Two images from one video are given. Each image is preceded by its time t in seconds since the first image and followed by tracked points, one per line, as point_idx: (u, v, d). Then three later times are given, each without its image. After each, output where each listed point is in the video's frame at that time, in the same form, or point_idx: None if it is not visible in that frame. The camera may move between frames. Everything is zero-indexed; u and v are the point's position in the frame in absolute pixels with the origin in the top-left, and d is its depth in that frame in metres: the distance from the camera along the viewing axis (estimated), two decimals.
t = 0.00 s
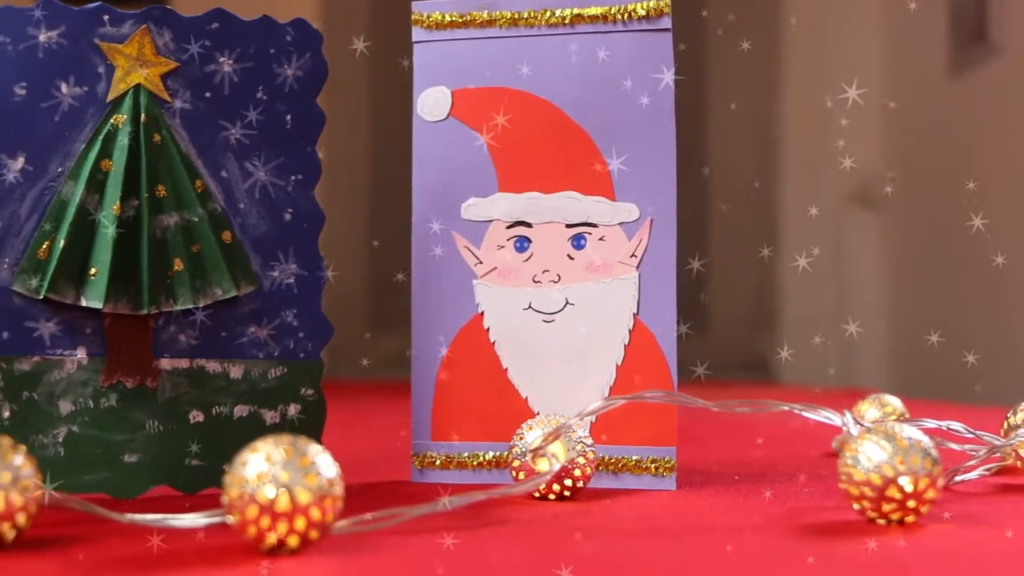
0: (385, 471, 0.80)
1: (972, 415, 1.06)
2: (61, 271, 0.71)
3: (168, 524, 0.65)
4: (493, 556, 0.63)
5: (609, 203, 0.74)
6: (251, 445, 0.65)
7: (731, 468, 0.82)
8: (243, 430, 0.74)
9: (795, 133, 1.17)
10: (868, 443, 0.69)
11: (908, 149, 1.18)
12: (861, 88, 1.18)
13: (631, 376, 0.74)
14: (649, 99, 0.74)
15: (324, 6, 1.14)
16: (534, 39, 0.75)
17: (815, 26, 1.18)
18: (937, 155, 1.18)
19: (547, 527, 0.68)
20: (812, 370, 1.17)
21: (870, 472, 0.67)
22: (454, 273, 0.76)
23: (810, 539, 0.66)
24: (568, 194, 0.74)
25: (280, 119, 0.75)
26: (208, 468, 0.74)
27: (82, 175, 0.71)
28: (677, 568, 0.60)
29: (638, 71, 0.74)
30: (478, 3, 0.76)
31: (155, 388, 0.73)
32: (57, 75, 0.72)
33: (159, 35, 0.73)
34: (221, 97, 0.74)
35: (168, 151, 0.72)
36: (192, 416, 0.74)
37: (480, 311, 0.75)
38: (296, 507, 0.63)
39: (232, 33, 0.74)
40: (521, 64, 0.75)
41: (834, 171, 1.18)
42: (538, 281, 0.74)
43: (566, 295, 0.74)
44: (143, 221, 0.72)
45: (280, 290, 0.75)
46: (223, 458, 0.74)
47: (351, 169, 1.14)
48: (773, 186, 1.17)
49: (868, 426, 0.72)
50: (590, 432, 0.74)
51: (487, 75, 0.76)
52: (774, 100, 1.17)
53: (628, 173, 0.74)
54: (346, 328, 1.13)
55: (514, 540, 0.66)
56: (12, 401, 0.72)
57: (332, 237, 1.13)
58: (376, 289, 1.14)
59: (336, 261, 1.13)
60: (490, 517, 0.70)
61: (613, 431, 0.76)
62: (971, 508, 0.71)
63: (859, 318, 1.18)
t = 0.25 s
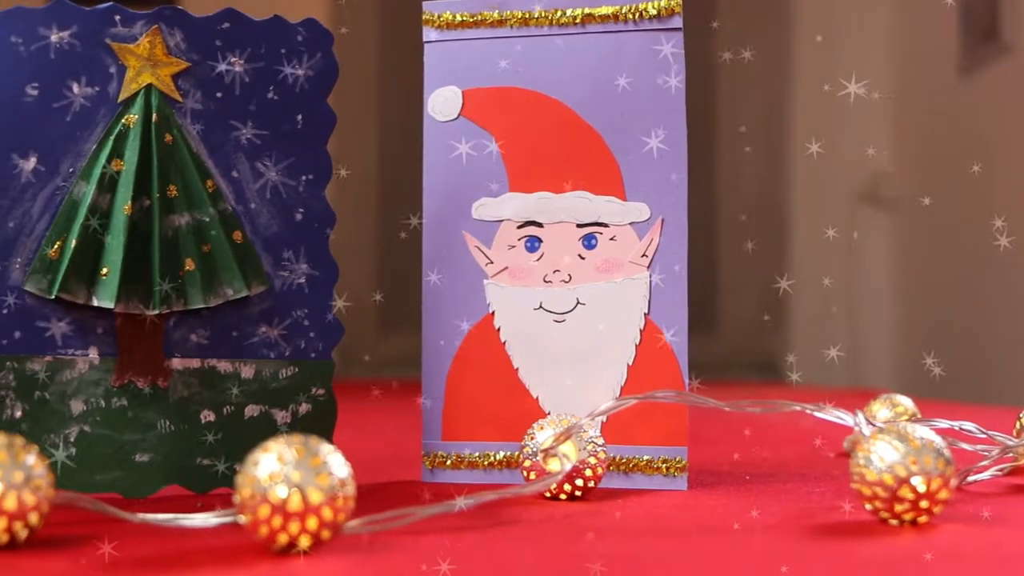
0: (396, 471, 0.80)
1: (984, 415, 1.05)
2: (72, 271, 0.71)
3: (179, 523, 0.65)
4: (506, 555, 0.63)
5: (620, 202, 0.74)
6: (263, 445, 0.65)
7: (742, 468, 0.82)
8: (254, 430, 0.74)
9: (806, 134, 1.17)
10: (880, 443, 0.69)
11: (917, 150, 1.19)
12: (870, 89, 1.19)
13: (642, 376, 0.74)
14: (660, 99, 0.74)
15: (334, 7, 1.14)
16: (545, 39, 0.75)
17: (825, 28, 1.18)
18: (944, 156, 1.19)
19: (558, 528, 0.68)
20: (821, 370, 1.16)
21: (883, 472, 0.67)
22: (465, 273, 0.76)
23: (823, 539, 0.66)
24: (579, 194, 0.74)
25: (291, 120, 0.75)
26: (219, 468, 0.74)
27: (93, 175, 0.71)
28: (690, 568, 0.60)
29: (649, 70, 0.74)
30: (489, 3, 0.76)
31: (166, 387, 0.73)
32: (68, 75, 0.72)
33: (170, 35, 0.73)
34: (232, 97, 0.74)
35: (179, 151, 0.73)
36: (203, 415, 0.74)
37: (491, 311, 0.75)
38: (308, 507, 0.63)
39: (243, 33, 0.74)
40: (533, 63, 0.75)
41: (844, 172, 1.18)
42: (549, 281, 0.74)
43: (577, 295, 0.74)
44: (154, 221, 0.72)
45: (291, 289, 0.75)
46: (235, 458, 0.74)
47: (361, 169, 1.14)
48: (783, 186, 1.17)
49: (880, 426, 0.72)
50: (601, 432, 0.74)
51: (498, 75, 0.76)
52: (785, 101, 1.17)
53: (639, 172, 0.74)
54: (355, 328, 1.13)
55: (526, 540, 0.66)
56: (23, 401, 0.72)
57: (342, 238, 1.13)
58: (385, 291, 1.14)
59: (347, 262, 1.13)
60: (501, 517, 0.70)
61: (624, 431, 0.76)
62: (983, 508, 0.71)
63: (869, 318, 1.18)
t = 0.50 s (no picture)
0: (409, 471, 0.80)
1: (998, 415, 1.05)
2: (87, 270, 0.71)
3: (194, 523, 0.65)
4: (521, 555, 0.63)
5: (633, 202, 0.74)
6: (277, 444, 0.65)
7: (755, 468, 0.82)
8: (267, 429, 0.74)
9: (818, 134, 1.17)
10: (895, 443, 0.68)
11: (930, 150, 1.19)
12: (883, 90, 1.19)
13: (656, 375, 0.74)
14: (674, 98, 0.74)
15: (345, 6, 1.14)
16: (558, 38, 0.75)
17: (838, 28, 1.18)
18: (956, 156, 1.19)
19: (572, 527, 0.67)
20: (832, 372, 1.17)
21: (898, 472, 0.67)
22: (478, 272, 0.76)
23: (839, 539, 0.66)
24: (592, 193, 0.74)
25: (305, 119, 0.75)
26: (233, 468, 0.74)
27: (107, 175, 0.72)
28: (706, 569, 0.60)
29: (662, 70, 0.74)
30: (502, 2, 0.76)
31: (180, 387, 0.73)
32: (82, 75, 0.72)
33: (184, 35, 0.73)
34: (245, 97, 0.74)
35: (193, 150, 0.73)
36: (216, 415, 0.74)
37: (504, 310, 0.75)
38: (322, 506, 0.63)
39: (257, 33, 0.74)
40: (545, 63, 0.75)
41: (856, 171, 1.18)
42: (562, 280, 0.74)
43: (590, 294, 0.74)
44: (167, 221, 0.72)
45: (304, 289, 0.75)
46: (249, 457, 0.74)
47: (374, 168, 1.14)
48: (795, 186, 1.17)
49: (895, 426, 0.71)
50: (614, 431, 0.74)
51: (511, 75, 0.76)
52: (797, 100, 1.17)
53: (653, 171, 0.74)
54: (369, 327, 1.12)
55: (540, 540, 0.66)
56: (38, 400, 0.72)
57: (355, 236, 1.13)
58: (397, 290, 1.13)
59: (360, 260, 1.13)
60: (515, 517, 0.70)
61: (637, 430, 0.76)
62: (999, 509, 0.71)
63: (883, 317, 1.18)
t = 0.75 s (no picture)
0: (417, 470, 0.80)
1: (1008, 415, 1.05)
2: (96, 270, 0.71)
3: (203, 522, 0.65)
4: (530, 555, 0.62)
5: (642, 201, 0.73)
6: (287, 444, 0.65)
7: (764, 468, 0.82)
8: (276, 428, 0.74)
9: (827, 134, 1.18)
10: (905, 443, 0.68)
11: (939, 149, 1.19)
12: (892, 90, 1.19)
13: (665, 375, 0.73)
14: (684, 97, 0.73)
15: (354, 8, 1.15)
16: (567, 37, 0.75)
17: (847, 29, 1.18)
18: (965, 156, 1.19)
19: (581, 527, 0.67)
20: (841, 371, 1.18)
21: (908, 471, 0.67)
22: (487, 271, 0.76)
23: (848, 539, 0.66)
24: (601, 193, 0.74)
25: (314, 119, 0.75)
26: (242, 467, 0.74)
27: (117, 174, 0.72)
28: (716, 568, 0.60)
29: (671, 70, 0.74)
30: (511, 2, 0.76)
31: (189, 386, 0.73)
32: (92, 75, 0.72)
33: (193, 34, 0.73)
34: (255, 97, 0.74)
35: (202, 150, 0.73)
36: (226, 414, 0.74)
37: (513, 310, 0.75)
38: (331, 506, 0.63)
39: (266, 33, 0.74)
40: (554, 62, 0.75)
41: (865, 170, 1.18)
42: (571, 280, 0.74)
43: (599, 294, 0.74)
44: (177, 220, 0.72)
45: (313, 288, 0.75)
46: (258, 457, 0.74)
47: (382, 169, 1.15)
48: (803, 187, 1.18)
49: (904, 426, 0.71)
50: (623, 431, 0.74)
51: (520, 74, 0.76)
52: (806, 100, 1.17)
53: (662, 171, 0.74)
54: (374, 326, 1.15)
55: (549, 539, 0.65)
56: (47, 399, 0.72)
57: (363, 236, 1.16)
58: (404, 290, 1.15)
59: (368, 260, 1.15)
60: (524, 516, 0.70)
61: (646, 429, 0.76)
62: (1009, 509, 0.71)
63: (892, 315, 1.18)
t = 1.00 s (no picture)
0: (427, 470, 0.80)
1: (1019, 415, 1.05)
2: (108, 270, 0.71)
3: (215, 522, 0.65)
4: (542, 556, 0.62)
5: (653, 201, 0.73)
6: (299, 443, 0.65)
7: (775, 468, 0.82)
8: (287, 428, 0.74)
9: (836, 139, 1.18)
10: (917, 443, 0.68)
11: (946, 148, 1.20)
12: (900, 88, 1.19)
13: (676, 375, 0.73)
14: (694, 97, 0.73)
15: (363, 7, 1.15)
16: (577, 37, 0.75)
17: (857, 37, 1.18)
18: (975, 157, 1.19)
19: (592, 527, 0.67)
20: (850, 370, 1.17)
21: (920, 472, 0.67)
22: (497, 271, 0.75)
23: (861, 539, 0.65)
24: (612, 193, 0.74)
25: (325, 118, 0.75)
26: (253, 467, 0.74)
27: (128, 175, 0.72)
28: (728, 569, 0.59)
29: (681, 69, 0.74)
30: (521, 2, 0.76)
31: (200, 386, 0.73)
32: (103, 75, 0.72)
33: (204, 34, 0.73)
34: (265, 97, 0.74)
35: (214, 150, 0.73)
36: (236, 414, 0.74)
37: (524, 310, 0.75)
38: (343, 506, 0.62)
39: (277, 33, 0.74)
40: (564, 62, 0.75)
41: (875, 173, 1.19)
42: (581, 280, 0.74)
43: (610, 294, 0.74)
44: (188, 220, 0.72)
45: (324, 288, 0.75)
46: (269, 457, 0.74)
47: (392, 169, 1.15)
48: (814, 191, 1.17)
49: (917, 426, 0.71)
50: (635, 431, 0.74)
51: (531, 74, 0.75)
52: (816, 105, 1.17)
53: (673, 171, 0.73)
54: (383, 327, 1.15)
55: (560, 539, 0.65)
56: (59, 399, 0.72)
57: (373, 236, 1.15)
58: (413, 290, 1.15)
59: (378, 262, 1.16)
60: (535, 516, 0.70)
61: (657, 429, 0.76)
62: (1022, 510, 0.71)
63: (902, 313, 1.19)
